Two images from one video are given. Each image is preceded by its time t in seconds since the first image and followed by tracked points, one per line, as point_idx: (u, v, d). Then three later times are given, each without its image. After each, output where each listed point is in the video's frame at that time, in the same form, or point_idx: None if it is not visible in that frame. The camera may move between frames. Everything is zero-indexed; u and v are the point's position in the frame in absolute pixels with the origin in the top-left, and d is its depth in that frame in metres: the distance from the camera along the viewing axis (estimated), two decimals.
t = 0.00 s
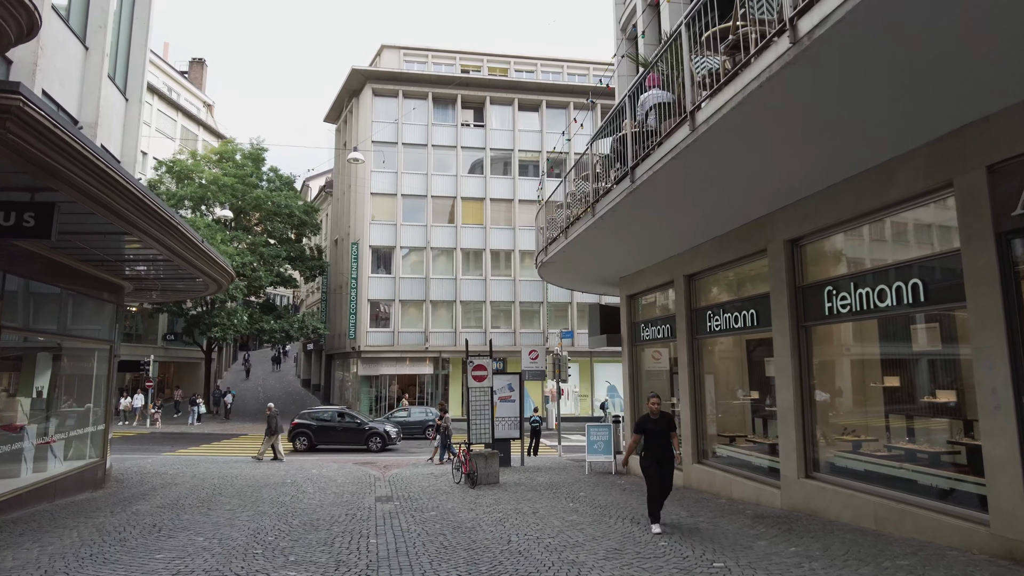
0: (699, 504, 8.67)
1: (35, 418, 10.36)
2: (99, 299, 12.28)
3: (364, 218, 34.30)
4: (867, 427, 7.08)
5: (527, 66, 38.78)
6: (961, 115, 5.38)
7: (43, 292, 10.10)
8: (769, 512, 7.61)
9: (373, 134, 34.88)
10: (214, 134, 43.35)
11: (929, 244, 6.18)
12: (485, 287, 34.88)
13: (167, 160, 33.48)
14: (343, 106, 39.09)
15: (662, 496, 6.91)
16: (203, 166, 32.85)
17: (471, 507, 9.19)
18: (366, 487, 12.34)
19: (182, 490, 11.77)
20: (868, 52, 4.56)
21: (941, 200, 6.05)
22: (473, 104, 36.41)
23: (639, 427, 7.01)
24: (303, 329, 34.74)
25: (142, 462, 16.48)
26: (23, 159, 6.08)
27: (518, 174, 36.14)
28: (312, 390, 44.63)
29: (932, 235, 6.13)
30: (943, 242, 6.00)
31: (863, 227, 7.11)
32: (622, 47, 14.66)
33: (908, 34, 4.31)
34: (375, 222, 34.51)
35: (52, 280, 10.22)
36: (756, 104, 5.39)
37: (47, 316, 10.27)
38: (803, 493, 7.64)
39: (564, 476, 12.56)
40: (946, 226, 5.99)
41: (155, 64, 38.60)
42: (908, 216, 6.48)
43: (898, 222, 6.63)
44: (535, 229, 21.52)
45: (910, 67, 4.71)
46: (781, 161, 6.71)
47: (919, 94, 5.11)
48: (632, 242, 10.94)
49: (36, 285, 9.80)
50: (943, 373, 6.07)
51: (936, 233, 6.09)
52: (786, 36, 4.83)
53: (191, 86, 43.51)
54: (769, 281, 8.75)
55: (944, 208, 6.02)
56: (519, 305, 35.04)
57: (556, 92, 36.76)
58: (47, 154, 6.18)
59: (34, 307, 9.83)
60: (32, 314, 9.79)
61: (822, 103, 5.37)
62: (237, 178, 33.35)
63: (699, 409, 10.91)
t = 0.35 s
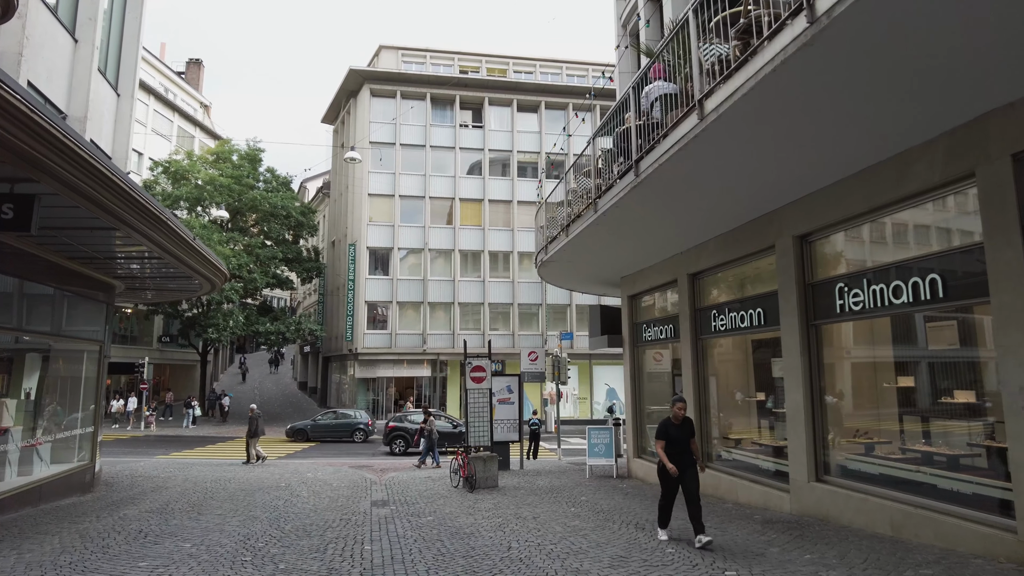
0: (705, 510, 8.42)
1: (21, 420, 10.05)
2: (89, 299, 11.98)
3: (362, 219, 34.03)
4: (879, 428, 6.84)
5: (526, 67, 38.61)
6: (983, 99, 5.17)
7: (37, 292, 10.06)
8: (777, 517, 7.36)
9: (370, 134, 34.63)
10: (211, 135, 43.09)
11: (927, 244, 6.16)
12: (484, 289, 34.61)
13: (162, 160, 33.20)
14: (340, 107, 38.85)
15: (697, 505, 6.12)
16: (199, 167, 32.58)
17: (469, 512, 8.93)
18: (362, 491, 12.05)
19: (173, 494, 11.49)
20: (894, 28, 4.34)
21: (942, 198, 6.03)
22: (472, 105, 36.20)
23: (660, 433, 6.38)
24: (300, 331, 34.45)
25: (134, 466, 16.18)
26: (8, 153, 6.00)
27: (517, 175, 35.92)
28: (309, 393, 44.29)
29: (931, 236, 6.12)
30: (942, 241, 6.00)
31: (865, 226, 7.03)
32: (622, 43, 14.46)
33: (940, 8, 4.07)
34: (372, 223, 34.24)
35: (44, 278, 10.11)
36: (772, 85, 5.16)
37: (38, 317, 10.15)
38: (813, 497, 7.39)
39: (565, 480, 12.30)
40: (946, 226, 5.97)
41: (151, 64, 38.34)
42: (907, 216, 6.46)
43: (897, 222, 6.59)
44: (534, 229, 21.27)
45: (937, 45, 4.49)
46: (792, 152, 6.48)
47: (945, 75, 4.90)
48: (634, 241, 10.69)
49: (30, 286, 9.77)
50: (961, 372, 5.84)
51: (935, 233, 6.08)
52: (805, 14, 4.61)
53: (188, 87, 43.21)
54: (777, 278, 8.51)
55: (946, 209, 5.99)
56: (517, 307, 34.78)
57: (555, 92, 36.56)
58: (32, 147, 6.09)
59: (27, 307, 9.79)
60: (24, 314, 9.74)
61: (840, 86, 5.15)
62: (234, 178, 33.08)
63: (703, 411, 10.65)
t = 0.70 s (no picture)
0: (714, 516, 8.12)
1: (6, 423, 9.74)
2: (81, 299, 11.70)
3: (361, 220, 33.77)
4: (897, 430, 6.55)
5: (527, 67, 38.40)
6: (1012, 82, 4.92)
7: (33, 295, 10.07)
8: (790, 523, 7.07)
9: (370, 135, 34.38)
10: (210, 136, 42.88)
11: (944, 240, 5.99)
12: (485, 290, 34.33)
13: (160, 161, 32.94)
14: (340, 107, 38.63)
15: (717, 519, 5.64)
16: (197, 168, 32.33)
17: (469, 518, 8.63)
18: (360, 496, 11.75)
19: (167, 499, 11.20)
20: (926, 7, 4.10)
21: (946, 194, 6.02)
22: (472, 105, 35.97)
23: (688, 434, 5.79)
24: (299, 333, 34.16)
25: (129, 469, 15.86)
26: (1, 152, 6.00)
27: (518, 175, 35.67)
28: (309, 396, 44.00)
29: (946, 232, 5.96)
30: (950, 240, 5.93)
31: (869, 228, 6.95)
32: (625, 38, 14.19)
33: None
34: (372, 224, 33.98)
35: (41, 280, 10.10)
36: (791, 68, 4.91)
37: (34, 319, 10.15)
38: (829, 503, 7.08)
39: (569, 484, 12.01)
40: (949, 226, 5.95)
41: (150, 65, 38.13)
42: (910, 216, 6.42)
43: (901, 223, 6.54)
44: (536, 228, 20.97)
45: (971, 24, 4.24)
46: (806, 141, 6.23)
47: (977, 56, 4.63)
48: (638, 239, 10.41)
49: (26, 288, 9.79)
50: (988, 370, 5.55)
51: (942, 232, 6.01)
52: None
53: (187, 88, 42.99)
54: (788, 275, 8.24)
55: (948, 211, 5.99)
56: (518, 309, 34.50)
57: (556, 93, 36.32)
58: (27, 147, 6.10)
59: (23, 309, 9.81)
60: (20, 317, 9.77)
61: (864, 69, 4.88)
62: (232, 179, 32.82)
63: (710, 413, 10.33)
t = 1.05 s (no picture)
0: (730, 517, 7.82)
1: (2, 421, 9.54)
2: (81, 296, 11.47)
3: (366, 219, 33.56)
4: (922, 429, 6.28)
5: (532, 66, 38.17)
6: None
7: (38, 295, 10.09)
8: (811, 523, 6.77)
9: (374, 133, 34.18)
10: (214, 136, 42.74)
11: (976, 227, 5.71)
12: (490, 290, 34.07)
13: (164, 160, 32.82)
14: (344, 107, 38.49)
15: (769, 530, 5.01)
16: (201, 167, 32.19)
17: (476, 519, 8.37)
18: (363, 496, 11.52)
19: (167, 499, 10.98)
20: None
21: (954, 188, 5.97)
22: (477, 104, 35.73)
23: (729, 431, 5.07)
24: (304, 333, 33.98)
25: (130, 469, 15.66)
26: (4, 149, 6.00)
27: (523, 174, 35.40)
28: (313, 396, 43.85)
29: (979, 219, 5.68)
30: (982, 227, 5.65)
31: (878, 225, 6.86)
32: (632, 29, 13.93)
33: None
34: (377, 224, 33.76)
35: (44, 278, 10.05)
36: (820, 42, 4.63)
37: (38, 319, 10.17)
38: (850, 504, 6.80)
39: (577, 485, 11.75)
40: (958, 222, 5.89)
41: (154, 65, 38.05)
42: (921, 213, 6.32)
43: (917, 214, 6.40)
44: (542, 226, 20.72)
45: None
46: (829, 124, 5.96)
47: None
48: (649, 233, 10.14)
49: (30, 288, 9.78)
50: None
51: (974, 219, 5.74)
52: None
53: (191, 88, 42.90)
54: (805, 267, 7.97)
55: (958, 209, 5.91)
56: (523, 308, 34.23)
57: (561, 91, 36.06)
58: (15, 132, 5.89)
59: (27, 309, 9.82)
60: (24, 316, 9.78)
61: (896, 44, 4.62)
62: (236, 178, 32.65)
63: (724, 412, 10.03)
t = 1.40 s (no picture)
0: (749, 516, 7.52)
1: None
2: (83, 288, 11.28)
3: (372, 213, 33.30)
4: (958, 427, 5.98)
5: (540, 59, 37.79)
6: None
7: (43, 289, 10.08)
8: (836, 524, 6.47)
9: (381, 127, 33.88)
10: (220, 130, 42.59)
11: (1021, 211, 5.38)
12: (497, 285, 33.80)
13: (170, 155, 32.66)
14: (351, 101, 38.25)
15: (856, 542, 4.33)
16: (207, 161, 32.02)
17: (485, 517, 8.10)
18: (370, 493, 11.28)
19: (170, 495, 10.76)
20: None
21: (976, 177, 5.85)
22: (485, 97, 35.40)
23: (805, 431, 4.43)
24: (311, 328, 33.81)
25: (134, 465, 15.48)
26: None
27: (531, 168, 35.06)
28: (320, 392, 43.74)
29: None
30: None
31: (903, 215, 6.63)
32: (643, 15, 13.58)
33: None
34: (383, 218, 33.50)
35: (48, 270, 9.96)
36: (862, 11, 4.30)
37: (45, 313, 10.18)
38: (880, 504, 6.48)
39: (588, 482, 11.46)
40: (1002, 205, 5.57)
41: (160, 59, 37.91)
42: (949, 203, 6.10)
43: (949, 193, 6.15)
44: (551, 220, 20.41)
45: None
46: (864, 102, 5.62)
47: None
48: (664, 223, 9.81)
49: (35, 282, 9.75)
50: None
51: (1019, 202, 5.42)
52: None
53: (197, 83, 42.75)
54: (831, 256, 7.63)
55: (974, 205, 5.86)
56: (531, 304, 33.93)
57: (569, 84, 35.71)
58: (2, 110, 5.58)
59: (33, 304, 9.82)
60: (30, 310, 9.77)
61: (945, 13, 4.28)
62: (242, 172, 32.46)
63: (742, 408, 9.70)
